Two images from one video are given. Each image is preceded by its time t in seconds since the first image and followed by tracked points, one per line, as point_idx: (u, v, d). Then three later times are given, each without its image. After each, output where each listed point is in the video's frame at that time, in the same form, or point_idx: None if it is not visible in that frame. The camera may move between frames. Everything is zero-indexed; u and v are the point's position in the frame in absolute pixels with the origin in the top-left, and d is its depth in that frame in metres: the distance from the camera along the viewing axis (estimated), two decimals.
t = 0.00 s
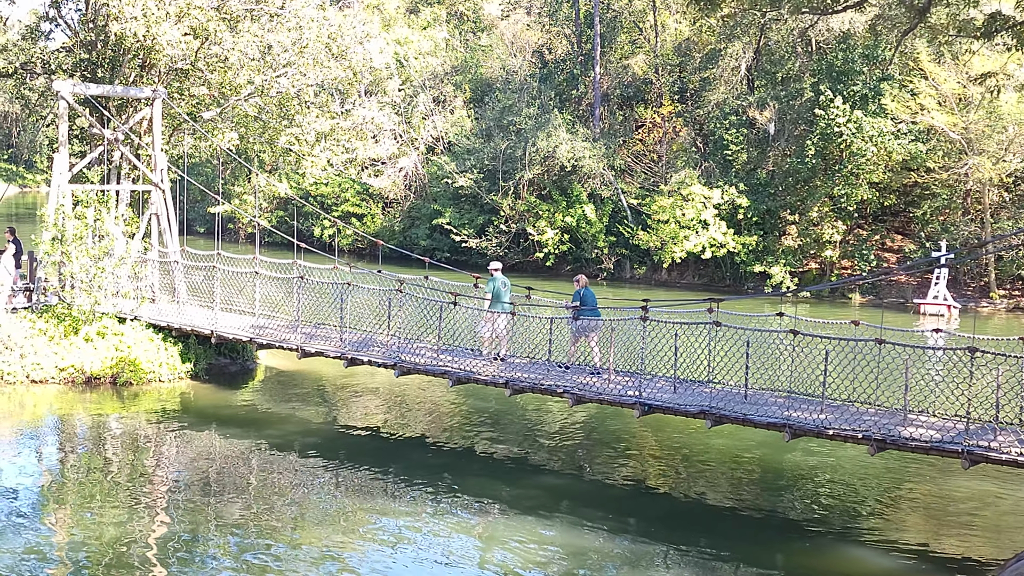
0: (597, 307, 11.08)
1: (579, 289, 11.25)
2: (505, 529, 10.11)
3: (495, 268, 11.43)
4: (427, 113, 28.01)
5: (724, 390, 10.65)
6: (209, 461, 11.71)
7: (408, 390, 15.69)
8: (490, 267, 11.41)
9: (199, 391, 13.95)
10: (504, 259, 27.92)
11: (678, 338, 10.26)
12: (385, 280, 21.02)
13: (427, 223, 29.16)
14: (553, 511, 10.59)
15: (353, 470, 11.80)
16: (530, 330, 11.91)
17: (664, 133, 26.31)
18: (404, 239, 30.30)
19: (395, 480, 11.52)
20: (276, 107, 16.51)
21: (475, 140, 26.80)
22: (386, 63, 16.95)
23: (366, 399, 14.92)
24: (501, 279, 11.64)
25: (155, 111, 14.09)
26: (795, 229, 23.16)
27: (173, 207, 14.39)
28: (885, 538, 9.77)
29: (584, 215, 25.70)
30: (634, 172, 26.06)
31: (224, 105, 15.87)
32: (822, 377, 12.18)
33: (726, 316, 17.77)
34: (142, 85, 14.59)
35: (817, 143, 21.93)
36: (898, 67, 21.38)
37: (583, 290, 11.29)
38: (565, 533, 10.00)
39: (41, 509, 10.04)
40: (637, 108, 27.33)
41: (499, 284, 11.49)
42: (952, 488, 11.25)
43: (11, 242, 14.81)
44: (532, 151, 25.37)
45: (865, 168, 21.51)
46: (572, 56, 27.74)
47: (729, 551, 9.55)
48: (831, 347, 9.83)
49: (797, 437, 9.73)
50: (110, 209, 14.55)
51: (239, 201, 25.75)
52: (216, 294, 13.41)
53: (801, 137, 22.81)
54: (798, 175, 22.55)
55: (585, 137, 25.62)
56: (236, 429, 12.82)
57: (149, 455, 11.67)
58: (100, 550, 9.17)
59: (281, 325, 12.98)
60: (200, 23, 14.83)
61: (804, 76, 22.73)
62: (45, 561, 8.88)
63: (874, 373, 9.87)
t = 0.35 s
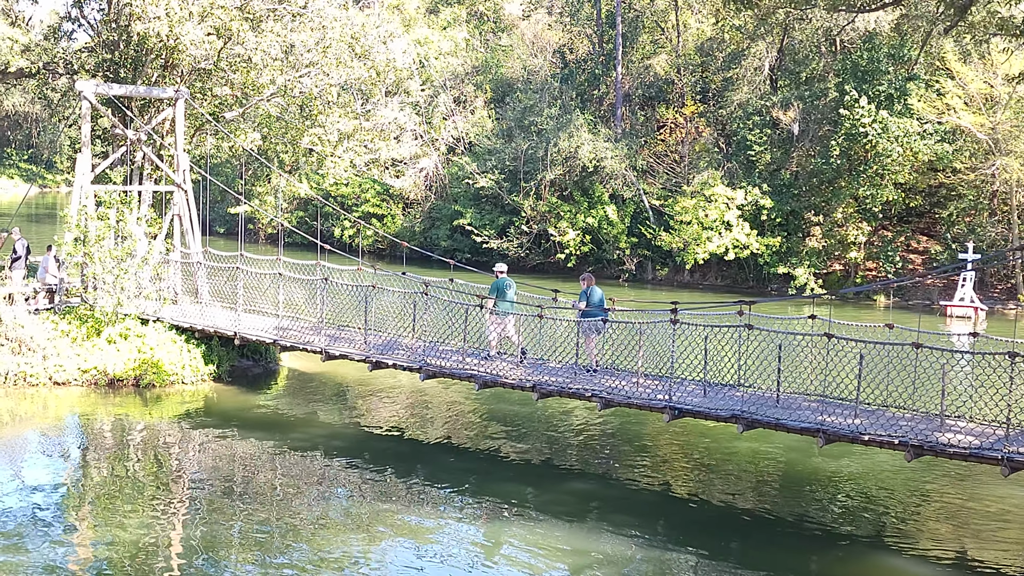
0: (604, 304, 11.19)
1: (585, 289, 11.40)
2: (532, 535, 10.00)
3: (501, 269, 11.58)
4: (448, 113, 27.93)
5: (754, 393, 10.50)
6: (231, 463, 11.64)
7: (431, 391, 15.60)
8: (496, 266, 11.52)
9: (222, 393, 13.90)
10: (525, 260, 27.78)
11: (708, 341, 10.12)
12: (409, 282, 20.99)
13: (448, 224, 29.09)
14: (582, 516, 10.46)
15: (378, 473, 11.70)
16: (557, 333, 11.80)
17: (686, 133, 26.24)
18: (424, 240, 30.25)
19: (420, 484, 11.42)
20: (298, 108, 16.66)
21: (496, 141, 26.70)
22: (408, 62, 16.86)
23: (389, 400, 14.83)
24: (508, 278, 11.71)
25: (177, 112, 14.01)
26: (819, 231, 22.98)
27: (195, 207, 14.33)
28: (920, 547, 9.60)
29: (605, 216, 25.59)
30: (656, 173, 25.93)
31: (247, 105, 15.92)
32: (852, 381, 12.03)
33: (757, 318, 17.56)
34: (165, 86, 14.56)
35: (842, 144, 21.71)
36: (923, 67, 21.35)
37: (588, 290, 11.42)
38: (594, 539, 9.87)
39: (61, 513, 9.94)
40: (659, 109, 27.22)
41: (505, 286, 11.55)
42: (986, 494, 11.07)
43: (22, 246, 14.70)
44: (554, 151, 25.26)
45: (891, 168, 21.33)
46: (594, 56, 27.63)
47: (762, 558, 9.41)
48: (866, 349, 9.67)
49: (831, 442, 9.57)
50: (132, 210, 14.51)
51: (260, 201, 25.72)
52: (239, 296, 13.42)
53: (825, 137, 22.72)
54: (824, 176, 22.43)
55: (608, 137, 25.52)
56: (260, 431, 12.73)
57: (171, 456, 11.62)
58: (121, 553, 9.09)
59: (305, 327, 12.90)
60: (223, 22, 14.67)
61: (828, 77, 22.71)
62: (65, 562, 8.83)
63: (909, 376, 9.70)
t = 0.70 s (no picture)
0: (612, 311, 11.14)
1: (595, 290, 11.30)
2: (560, 543, 9.86)
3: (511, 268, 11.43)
4: (468, 114, 27.88)
5: (785, 398, 10.35)
6: (254, 469, 11.55)
7: (455, 395, 15.49)
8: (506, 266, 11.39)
9: (245, 397, 13.83)
10: (547, 261, 27.69)
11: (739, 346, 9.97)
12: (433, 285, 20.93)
13: (467, 226, 29.00)
14: (610, 524, 10.33)
15: (402, 478, 11.60)
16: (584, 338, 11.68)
17: (708, 135, 26.11)
18: (444, 242, 30.18)
19: (445, 490, 11.32)
20: (320, 109, 16.52)
21: (517, 143, 26.62)
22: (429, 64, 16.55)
23: (413, 404, 14.72)
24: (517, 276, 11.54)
25: (199, 114, 13.95)
26: (843, 233, 22.78)
27: (217, 210, 14.28)
28: (957, 557, 9.41)
29: (626, 219, 25.45)
30: (678, 175, 25.79)
31: (268, 107, 15.96)
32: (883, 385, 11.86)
33: (786, 322, 17.35)
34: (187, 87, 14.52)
35: (866, 145, 21.76)
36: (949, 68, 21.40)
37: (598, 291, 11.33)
38: (623, 548, 9.73)
39: (84, 518, 9.85)
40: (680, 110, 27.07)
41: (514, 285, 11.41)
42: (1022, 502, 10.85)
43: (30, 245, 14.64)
44: (575, 153, 25.16)
45: (917, 170, 21.12)
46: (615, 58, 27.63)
47: (795, 568, 9.25)
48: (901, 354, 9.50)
49: (866, 449, 9.40)
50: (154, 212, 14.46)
51: (281, 204, 25.70)
52: (261, 299, 13.37)
53: (850, 138, 22.61)
54: (848, 178, 22.39)
55: (629, 139, 25.41)
56: (283, 436, 12.65)
57: (192, 460, 11.58)
58: (144, 560, 8.99)
59: (328, 331, 12.81)
60: (245, 23, 14.77)
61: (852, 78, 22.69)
62: (85, 565, 8.82)
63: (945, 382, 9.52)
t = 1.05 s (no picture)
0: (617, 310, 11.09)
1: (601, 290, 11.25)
2: (588, 549, 9.71)
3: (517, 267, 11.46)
4: (487, 113, 27.82)
5: (816, 401, 10.18)
6: (275, 471, 11.44)
7: (477, 396, 15.36)
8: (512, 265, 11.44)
9: (266, 398, 13.74)
10: (566, 261, 27.58)
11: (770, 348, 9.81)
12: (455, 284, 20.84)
13: (486, 226, 28.89)
14: (638, 530, 10.19)
15: (426, 482, 11.47)
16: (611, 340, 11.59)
17: (728, 134, 25.98)
18: (463, 241, 30.10)
19: (470, 494, 11.19)
20: (340, 107, 16.47)
21: (536, 141, 26.54)
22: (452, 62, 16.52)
23: (435, 406, 14.60)
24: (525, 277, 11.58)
25: (219, 112, 13.85)
26: (866, 232, 22.57)
27: (237, 210, 14.20)
28: (994, 565, 9.23)
29: (646, 218, 25.32)
30: (698, 174, 25.65)
31: (289, 105, 15.87)
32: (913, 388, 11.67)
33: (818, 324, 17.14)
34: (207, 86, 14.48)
35: (889, 144, 21.50)
36: (974, 65, 21.40)
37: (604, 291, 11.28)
38: (652, 554, 9.58)
39: (105, 521, 9.76)
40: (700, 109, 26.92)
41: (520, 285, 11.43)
42: None
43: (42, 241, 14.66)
44: (595, 152, 25.03)
45: (941, 169, 20.91)
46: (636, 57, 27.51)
47: None
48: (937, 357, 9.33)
49: (901, 454, 9.22)
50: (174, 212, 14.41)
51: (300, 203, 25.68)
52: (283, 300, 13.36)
53: (872, 137, 22.65)
54: (870, 177, 22.22)
55: (649, 138, 25.29)
56: (305, 438, 12.56)
57: (212, 462, 11.47)
58: (165, 562, 8.88)
59: (350, 332, 12.69)
60: (266, 22, 14.94)
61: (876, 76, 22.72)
62: (108, 567, 8.75)
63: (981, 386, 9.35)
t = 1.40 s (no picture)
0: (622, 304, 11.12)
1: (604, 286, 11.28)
2: (613, 552, 9.59)
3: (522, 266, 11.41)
4: (506, 111, 27.79)
5: (847, 403, 10.03)
6: (296, 471, 11.36)
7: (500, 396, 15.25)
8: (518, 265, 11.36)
9: (286, 398, 13.65)
10: (585, 259, 27.51)
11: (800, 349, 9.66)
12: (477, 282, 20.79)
13: (505, 224, 28.80)
14: (665, 534, 10.06)
15: (450, 484, 11.36)
16: (637, 340, 11.47)
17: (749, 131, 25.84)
18: (481, 240, 30.04)
19: (494, 496, 11.07)
20: (361, 104, 16.41)
21: (554, 139, 26.45)
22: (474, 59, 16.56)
23: (457, 405, 14.50)
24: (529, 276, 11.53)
25: (239, 110, 13.76)
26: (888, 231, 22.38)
27: (257, 208, 14.11)
28: None
29: (666, 216, 25.22)
30: (718, 172, 25.51)
31: (309, 103, 15.92)
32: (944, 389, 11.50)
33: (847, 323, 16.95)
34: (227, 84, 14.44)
35: (912, 142, 21.35)
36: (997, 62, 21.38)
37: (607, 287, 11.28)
38: (679, 558, 9.45)
39: (125, 521, 9.69)
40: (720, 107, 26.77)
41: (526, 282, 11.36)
42: None
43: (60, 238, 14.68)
44: (614, 149, 24.90)
45: (965, 167, 20.70)
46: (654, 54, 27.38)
47: None
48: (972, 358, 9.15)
49: (935, 457, 9.05)
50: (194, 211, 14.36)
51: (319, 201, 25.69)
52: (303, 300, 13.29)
53: (894, 134, 22.64)
54: (892, 175, 22.09)
55: (668, 135, 25.19)
56: (327, 439, 12.47)
57: (233, 462, 11.39)
58: (185, 563, 8.81)
59: (372, 332, 12.59)
60: (286, 18, 14.81)
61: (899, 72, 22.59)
62: (126, 568, 8.66)
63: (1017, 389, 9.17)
